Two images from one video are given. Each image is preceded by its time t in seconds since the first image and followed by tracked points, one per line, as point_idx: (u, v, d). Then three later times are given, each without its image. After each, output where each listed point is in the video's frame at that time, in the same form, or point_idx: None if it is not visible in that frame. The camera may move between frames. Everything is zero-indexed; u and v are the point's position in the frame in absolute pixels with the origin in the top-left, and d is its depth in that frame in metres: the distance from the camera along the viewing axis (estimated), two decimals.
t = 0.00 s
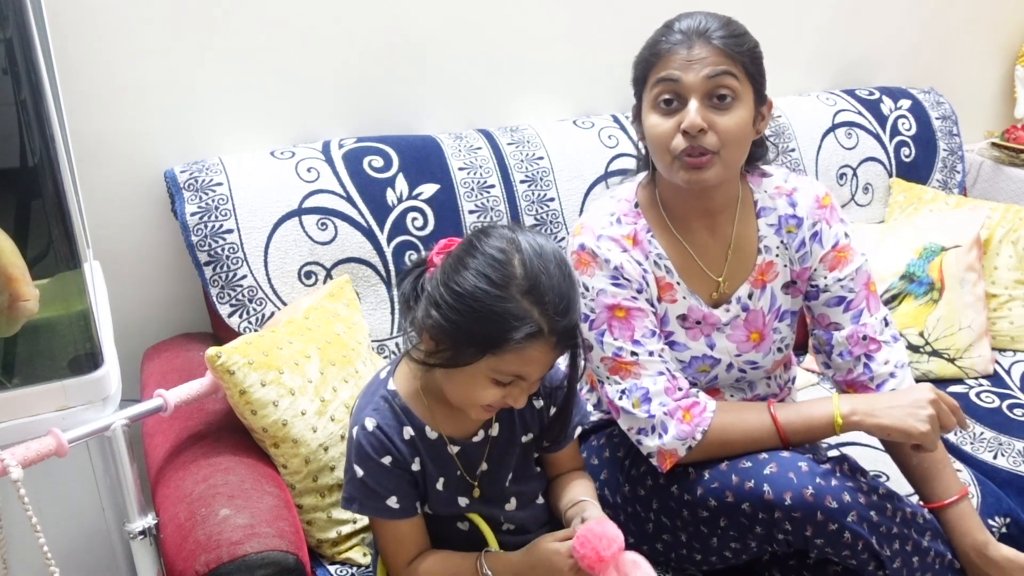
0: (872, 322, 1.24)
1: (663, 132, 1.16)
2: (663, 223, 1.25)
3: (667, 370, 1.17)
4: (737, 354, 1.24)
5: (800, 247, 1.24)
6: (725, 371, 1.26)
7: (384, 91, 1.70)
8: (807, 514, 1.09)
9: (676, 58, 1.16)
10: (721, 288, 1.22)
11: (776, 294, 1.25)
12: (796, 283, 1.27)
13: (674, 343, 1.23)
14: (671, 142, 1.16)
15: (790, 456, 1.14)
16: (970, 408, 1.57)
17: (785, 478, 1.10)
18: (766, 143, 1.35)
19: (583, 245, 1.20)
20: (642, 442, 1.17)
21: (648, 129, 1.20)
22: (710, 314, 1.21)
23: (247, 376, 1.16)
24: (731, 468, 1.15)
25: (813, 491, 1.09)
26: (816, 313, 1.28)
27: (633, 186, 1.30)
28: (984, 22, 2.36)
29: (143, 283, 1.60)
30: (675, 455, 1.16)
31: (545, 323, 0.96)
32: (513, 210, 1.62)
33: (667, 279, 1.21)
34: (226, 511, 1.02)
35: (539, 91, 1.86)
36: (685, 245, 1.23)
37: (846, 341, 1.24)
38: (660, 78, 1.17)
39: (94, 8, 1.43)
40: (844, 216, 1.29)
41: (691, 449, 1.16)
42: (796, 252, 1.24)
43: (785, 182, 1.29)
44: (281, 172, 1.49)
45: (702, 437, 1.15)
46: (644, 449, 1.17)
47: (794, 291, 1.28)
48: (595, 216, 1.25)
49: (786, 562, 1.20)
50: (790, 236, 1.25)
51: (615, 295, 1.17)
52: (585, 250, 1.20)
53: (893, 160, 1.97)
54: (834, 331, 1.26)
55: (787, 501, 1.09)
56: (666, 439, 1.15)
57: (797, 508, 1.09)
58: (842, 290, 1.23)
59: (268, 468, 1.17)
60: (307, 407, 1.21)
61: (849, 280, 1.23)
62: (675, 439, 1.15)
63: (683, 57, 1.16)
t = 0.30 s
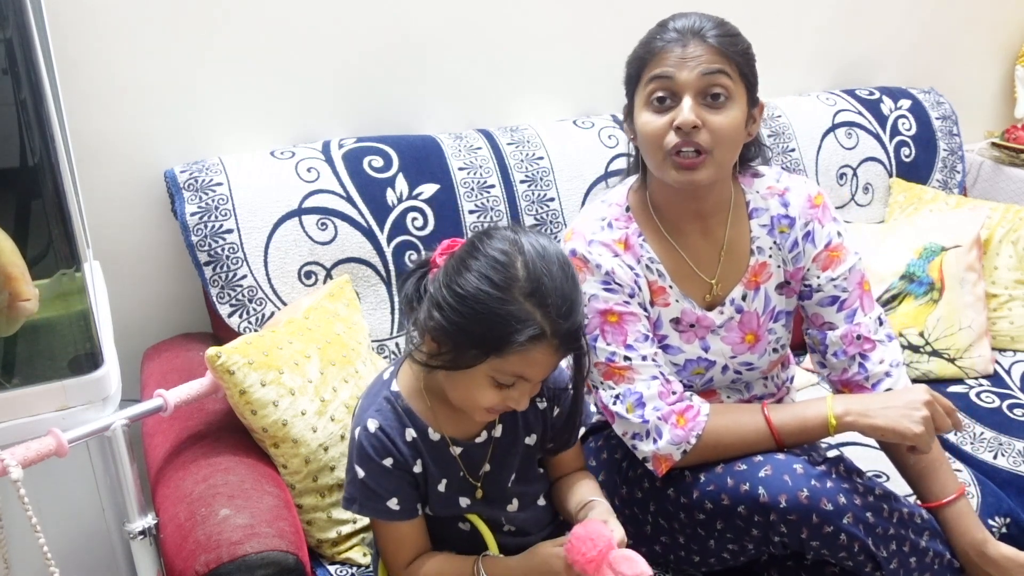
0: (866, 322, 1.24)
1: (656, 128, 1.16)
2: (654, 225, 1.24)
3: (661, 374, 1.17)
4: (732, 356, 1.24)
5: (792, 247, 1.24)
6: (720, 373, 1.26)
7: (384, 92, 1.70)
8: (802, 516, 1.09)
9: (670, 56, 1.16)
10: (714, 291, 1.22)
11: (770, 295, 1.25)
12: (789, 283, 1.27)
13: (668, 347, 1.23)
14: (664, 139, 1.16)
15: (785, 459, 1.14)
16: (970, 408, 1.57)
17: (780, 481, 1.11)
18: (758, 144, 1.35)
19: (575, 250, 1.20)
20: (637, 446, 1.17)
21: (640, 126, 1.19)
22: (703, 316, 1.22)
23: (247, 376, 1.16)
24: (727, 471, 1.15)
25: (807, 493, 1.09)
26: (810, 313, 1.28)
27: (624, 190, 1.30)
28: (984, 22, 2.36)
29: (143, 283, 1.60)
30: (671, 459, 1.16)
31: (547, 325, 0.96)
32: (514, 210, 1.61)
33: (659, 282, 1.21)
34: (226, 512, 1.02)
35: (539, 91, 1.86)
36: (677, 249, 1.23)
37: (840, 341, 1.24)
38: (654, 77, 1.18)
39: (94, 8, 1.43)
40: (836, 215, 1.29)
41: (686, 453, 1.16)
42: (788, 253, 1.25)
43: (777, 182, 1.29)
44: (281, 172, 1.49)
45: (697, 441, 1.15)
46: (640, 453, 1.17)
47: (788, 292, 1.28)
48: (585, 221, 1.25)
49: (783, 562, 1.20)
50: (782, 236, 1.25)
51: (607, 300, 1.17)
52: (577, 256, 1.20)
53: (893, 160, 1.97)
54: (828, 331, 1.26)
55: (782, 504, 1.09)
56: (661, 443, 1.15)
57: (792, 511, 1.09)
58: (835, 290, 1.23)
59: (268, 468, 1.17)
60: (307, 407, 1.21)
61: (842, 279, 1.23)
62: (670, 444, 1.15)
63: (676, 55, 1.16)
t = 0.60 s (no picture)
0: (862, 322, 1.24)
1: (648, 136, 1.16)
2: (648, 229, 1.24)
3: (656, 377, 1.17)
4: (727, 358, 1.25)
5: (787, 247, 1.24)
6: (715, 374, 1.26)
7: (384, 92, 1.70)
8: (797, 519, 1.08)
9: (659, 63, 1.16)
10: (709, 293, 1.23)
11: (766, 296, 1.25)
12: (785, 284, 1.27)
13: (663, 348, 1.23)
14: (655, 147, 1.16)
15: (780, 460, 1.14)
16: (970, 408, 1.57)
17: (774, 483, 1.11)
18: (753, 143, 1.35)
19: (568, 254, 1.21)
20: (633, 450, 1.17)
21: (632, 133, 1.19)
22: (699, 319, 1.22)
23: (247, 376, 1.16)
24: (722, 474, 1.15)
25: (802, 495, 1.09)
26: (806, 313, 1.28)
27: (618, 192, 1.29)
28: (984, 22, 2.36)
29: (143, 283, 1.60)
30: (666, 461, 1.16)
31: (552, 325, 0.96)
32: (514, 210, 1.61)
33: (653, 285, 1.21)
34: (226, 512, 1.02)
35: (539, 91, 1.86)
36: (672, 251, 1.23)
37: (837, 341, 1.24)
38: (643, 84, 1.17)
39: (94, 8, 1.43)
40: (831, 215, 1.28)
41: (681, 456, 1.16)
42: (784, 253, 1.24)
43: (771, 182, 1.29)
44: (281, 172, 1.49)
45: (692, 443, 1.16)
46: (635, 456, 1.17)
47: (783, 292, 1.27)
48: (580, 224, 1.25)
49: (781, 564, 1.20)
50: (778, 237, 1.25)
51: (601, 304, 1.17)
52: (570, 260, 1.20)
53: (893, 160, 1.97)
54: (824, 331, 1.26)
55: (776, 507, 1.09)
56: (656, 447, 1.15)
57: (787, 514, 1.09)
58: (831, 290, 1.23)
59: (268, 468, 1.17)
60: (307, 407, 1.21)
61: (838, 280, 1.23)
62: (664, 447, 1.15)
63: (666, 61, 1.15)
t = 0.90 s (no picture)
0: (865, 323, 1.23)
1: (650, 143, 1.15)
2: (652, 229, 1.24)
3: (656, 377, 1.17)
4: (728, 358, 1.25)
5: (790, 249, 1.24)
6: (716, 375, 1.26)
7: (384, 92, 1.70)
8: (795, 519, 1.08)
9: (659, 69, 1.15)
10: (711, 294, 1.23)
11: (767, 297, 1.25)
12: (787, 285, 1.27)
13: (664, 348, 1.23)
14: (658, 153, 1.16)
15: (778, 461, 1.14)
16: (970, 408, 1.57)
17: (773, 484, 1.11)
18: (756, 144, 1.35)
19: (572, 252, 1.20)
20: (631, 449, 1.17)
21: (634, 140, 1.19)
22: (700, 319, 1.22)
23: (247, 376, 1.16)
24: (721, 474, 1.15)
25: (800, 496, 1.09)
26: (808, 314, 1.28)
27: (622, 191, 1.29)
28: (984, 22, 2.36)
29: (143, 283, 1.60)
30: (665, 462, 1.16)
31: (550, 318, 0.95)
32: (513, 210, 1.61)
33: (656, 285, 1.21)
34: (226, 512, 1.02)
35: (539, 91, 1.86)
36: (675, 251, 1.23)
37: (839, 342, 1.24)
38: (643, 89, 1.17)
39: (94, 8, 1.43)
40: (835, 216, 1.28)
41: (679, 456, 1.16)
42: (786, 254, 1.24)
43: (775, 182, 1.29)
44: (281, 172, 1.49)
45: (691, 443, 1.15)
46: (634, 456, 1.17)
47: (785, 293, 1.27)
48: (583, 222, 1.24)
49: (780, 564, 1.20)
50: (780, 237, 1.25)
51: (603, 302, 1.17)
52: (574, 258, 1.19)
53: (893, 160, 1.97)
54: (826, 332, 1.26)
55: (775, 507, 1.09)
56: (654, 447, 1.15)
57: (786, 514, 1.09)
58: (833, 291, 1.23)
59: (268, 468, 1.17)
60: (307, 407, 1.21)
61: (840, 280, 1.23)
62: (664, 447, 1.15)
63: (666, 68, 1.14)
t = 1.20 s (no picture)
0: (872, 322, 1.24)
1: (663, 144, 1.16)
2: (664, 226, 1.24)
3: (665, 372, 1.17)
4: (736, 356, 1.25)
5: (799, 247, 1.24)
6: (724, 372, 1.26)
7: (384, 92, 1.70)
8: (801, 516, 1.09)
9: (670, 70, 1.15)
10: (722, 290, 1.23)
11: (776, 296, 1.25)
12: (795, 284, 1.27)
13: (673, 344, 1.23)
14: (672, 154, 1.16)
15: (786, 458, 1.14)
16: (970, 408, 1.57)
17: (779, 480, 1.11)
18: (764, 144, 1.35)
19: (584, 245, 1.20)
20: (638, 444, 1.17)
21: (647, 141, 1.19)
22: (710, 315, 1.21)
23: (247, 376, 1.16)
24: (727, 470, 1.15)
25: (807, 493, 1.09)
26: (815, 313, 1.28)
27: (635, 187, 1.29)
28: (984, 22, 2.36)
29: (142, 283, 1.60)
30: (671, 456, 1.16)
31: (548, 316, 0.96)
32: (513, 210, 1.61)
33: (667, 280, 1.21)
34: (226, 512, 1.02)
35: (539, 91, 1.86)
36: (688, 248, 1.23)
37: (846, 341, 1.24)
38: (655, 91, 1.17)
39: (95, 8, 1.43)
40: (843, 217, 1.28)
41: (687, 451, 1.16)
42: (795, 253, 1.24)
43: (785, 182, 1.28)
44: (281, 172, 1.49)
45: (699, 439, 1.15)
46: (640, 450, 1.18)
47: (793, 292, 1.27)
48: (596, 216, 1.25)
49: (782, 563, 1.21)
50: (790, 236, 1.24)
51: (615, 296, 1.17)
52: (586, 251, 1.20)
53: (893, 160, 1.97)
54: (833, 331, 1.26)
55: (781, 504, 1.10)
56: (662, 441, 1.15)
57: (792, 510, 1.09)
58: (842, 290, 1.23)
59: (268, 468, 1.17)
60: (307, 407, 1.21)
61: (849, 280, 1.23)
62: (671, 441, 1.15)
63: (676, 69, 1.14)
